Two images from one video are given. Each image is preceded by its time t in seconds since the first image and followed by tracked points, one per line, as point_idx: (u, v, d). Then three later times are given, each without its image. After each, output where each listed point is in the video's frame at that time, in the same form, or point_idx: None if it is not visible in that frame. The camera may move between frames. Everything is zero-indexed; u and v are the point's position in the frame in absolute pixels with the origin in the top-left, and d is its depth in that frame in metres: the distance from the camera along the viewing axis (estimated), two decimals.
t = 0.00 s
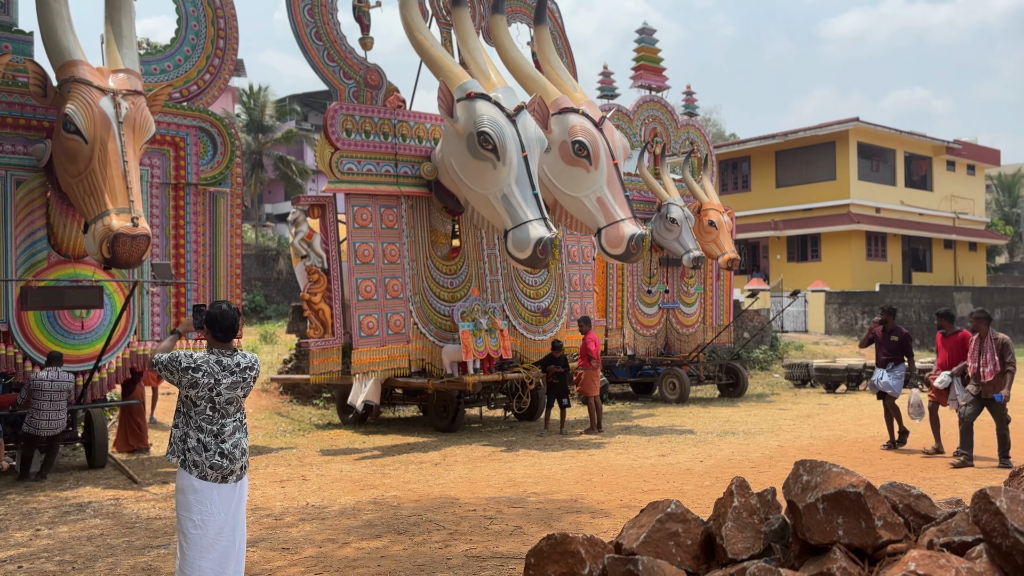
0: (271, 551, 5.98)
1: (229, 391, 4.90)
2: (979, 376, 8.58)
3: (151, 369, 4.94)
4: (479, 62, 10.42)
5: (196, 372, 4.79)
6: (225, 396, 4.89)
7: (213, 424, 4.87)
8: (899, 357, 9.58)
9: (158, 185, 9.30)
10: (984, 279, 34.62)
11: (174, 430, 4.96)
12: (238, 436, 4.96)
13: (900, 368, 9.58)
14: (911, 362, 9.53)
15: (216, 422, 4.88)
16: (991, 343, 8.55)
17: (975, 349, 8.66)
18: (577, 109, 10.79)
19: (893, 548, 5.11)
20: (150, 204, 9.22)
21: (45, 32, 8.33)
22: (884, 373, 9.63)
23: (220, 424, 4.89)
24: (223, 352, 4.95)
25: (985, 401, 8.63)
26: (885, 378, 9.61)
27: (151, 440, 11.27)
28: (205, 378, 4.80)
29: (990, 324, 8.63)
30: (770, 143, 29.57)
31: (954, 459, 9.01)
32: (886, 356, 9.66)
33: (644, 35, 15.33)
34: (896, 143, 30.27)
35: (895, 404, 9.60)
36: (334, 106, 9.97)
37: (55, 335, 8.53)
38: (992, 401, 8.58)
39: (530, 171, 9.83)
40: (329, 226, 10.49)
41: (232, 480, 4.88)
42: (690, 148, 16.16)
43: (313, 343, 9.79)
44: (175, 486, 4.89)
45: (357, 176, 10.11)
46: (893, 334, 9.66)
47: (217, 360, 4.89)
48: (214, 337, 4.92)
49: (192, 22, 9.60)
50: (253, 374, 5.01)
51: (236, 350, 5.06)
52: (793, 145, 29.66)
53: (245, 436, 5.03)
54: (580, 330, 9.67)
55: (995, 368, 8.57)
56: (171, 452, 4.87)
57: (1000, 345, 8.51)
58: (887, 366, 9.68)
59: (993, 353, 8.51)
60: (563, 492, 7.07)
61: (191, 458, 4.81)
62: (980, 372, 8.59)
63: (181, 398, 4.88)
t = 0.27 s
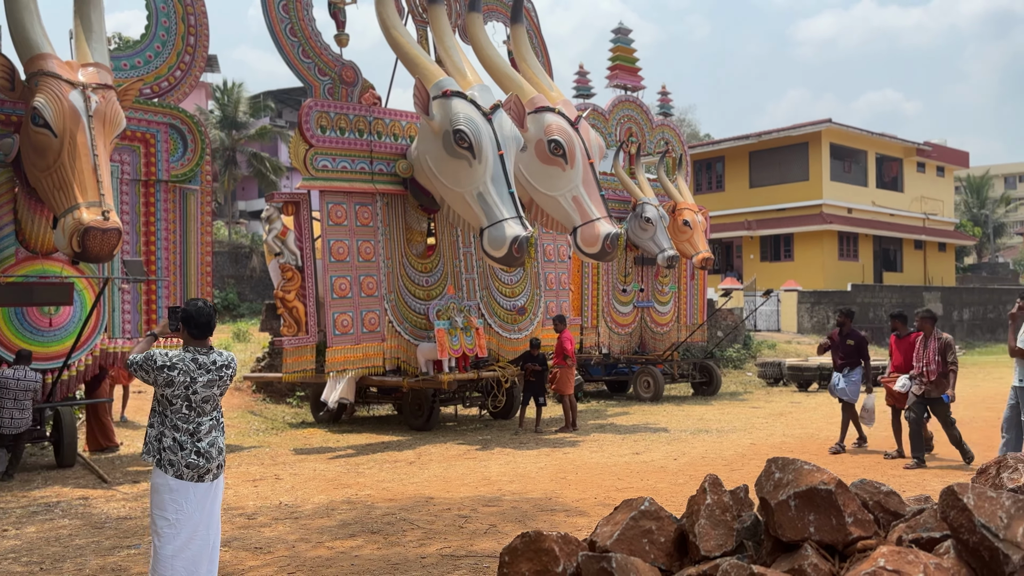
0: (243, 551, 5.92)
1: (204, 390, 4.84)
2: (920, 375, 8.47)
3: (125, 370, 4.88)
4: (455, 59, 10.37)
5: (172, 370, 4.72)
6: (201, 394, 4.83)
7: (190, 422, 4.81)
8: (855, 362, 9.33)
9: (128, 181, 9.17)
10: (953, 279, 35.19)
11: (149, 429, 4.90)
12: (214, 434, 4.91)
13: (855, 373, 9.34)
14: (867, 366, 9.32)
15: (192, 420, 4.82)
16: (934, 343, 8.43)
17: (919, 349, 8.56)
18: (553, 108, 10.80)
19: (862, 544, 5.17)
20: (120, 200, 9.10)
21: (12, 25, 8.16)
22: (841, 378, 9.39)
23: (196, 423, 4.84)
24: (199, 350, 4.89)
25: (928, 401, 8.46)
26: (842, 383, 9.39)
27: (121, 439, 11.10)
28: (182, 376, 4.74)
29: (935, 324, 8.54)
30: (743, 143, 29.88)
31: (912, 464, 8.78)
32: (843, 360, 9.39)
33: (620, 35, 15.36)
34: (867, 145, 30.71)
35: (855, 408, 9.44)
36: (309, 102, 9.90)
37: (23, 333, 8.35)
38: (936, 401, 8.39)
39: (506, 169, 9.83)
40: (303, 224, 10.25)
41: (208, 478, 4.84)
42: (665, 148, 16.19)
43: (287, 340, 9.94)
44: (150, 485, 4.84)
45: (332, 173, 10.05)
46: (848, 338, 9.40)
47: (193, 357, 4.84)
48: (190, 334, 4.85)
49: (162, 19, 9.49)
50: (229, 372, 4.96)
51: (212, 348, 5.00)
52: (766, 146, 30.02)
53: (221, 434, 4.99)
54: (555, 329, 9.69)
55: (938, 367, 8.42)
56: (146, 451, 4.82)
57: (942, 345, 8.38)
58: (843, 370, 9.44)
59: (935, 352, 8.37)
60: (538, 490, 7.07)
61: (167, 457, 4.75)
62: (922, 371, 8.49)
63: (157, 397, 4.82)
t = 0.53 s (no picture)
0: (209, 553, 5.86)
1: (174, 389, 4.79)
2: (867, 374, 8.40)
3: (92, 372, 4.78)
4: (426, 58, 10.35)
5: (140, 369, 4.66)
6: (170, 394, 4.77)
7: (158, 423, 4.76)
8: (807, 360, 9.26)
9: (94, 178, 9.06)
10: (918, 281, 35.83)
11: (115, 430, 4.83)
12: (184, 435, 4.86)
13: (808, 371, 9.25)
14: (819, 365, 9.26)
15: (160, 421, 4.76)
16: (882, 341, 8.38)
17: (867, 348, 8.50)
18: (524, 108, 10.81)
19: (825, 542, 5.19)
20: (85, 197, 8.98)
21: None
22: (792, 376, 9.31)
23: (165, 423, 4.78)
24: (168, 350, 4.83)
25: (876, 400, 8.38)
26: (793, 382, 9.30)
27: (86, 440, 10.93)
28: (150, 375, 4.68)
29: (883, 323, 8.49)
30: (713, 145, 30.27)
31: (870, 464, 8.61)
32: (794, 358, 9.32)
33: (592, 36, 15.39)
34: (834, 148, 31.11)
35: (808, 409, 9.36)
36: (277, 100, 9.83)
37: None
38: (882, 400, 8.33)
39: (476, 169, 9.84)
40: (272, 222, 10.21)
41: (177, 480, 4.79)
42: (636, 149, 16.40)
43: (256, 340, 9.80)
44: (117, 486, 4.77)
45: (301, 171, 9.95)
46: (801, 336, 9.33)
47: (161, 357, 4.78)
48: (159, 333, 4.79)
49: (129, 14, 9.38)
50: (198, 372, 4.92)
51: (181, 348, 4.96)
52: (735, 147, 30.45)
53: (190, 435, 4.93)
54: (526, 329, 9.72)
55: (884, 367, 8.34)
56: (113, 453, 4.74)
57: (891, 342, 8.34)
58: (795, 368, 9.35)
59: (882, 350, 8.32)
60: (506, 489, 7.07)
61: (135, 457, 4.70)
62: (869, 369, 8.44)
63: (124, 397, 4.74)
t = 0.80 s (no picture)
0: (168, 557, 5.76)
1: (136, 391, 4.70)
2: (817, 381, 8.28)
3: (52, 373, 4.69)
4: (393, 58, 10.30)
5: (102, 370, 4.59)
6: (132, 396, 4.69)
7: (120, 425, 4.67)
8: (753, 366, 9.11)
9: (54, 176, 8.84)
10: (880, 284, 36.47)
11: (75, 433, 4.73)
12: (145, 438, 4.78)
13: (755, 377, 9.12)
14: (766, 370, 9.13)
15: (122, 423, 4.67)
16: (831, 348, 8.28)
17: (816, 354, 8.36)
18: (492, 110, 10.80)
19: (786, 543, 5.19)
20: (45, 195, 8.78)
21: None
22: (738, 382, 9.17)
23: (127, 425, 4.70)
24: (131, 350, 4.75)
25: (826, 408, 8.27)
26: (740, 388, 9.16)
27: (43, 442, 10.71)
28: (112, 376, 4.60)
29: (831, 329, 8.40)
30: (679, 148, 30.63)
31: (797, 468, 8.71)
32: (740, 365, 9.17)
33: (559, 39, 15.44)
34: (799, 152, 31.56)
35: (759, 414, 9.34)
36: (242, 99, 9.75)
37: None
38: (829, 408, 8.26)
39: (444, 170, 9.80)
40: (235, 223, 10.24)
41: (137, 483, 4.70)
42: (603, 152, 16.31)
43: (218, 342, 9.79)
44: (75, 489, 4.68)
45: (266, 170, 9.86)
46: (745, 341, 9.20)
47: (124, 358, 4.69)
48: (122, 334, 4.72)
49: (93, 7, 9.20)
50: (161, 374, 4.84)
51: (143, 349, 4.87)
52: (700, 151, 30.79)
53: (152, 437, 4.85)
54: (494, 331, 9.66)
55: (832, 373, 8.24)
56: (72, 456, 4.65)
57: (840, 349, 8.28)
58: (742, 374, 9.20)
59: (832, 357, 8.23)
60: (473, 492, 7.04)
61: (94, 461, 4.60)
62: (818, 377, 8.31)
63: (84, 399, 4.66)
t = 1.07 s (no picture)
0: (121, 564, 5.64)
1: (88, 395, 4.60)
2: (761, 383, 8.08)
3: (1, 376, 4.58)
4: (355, 59, 10.24)
5: (52, 374, 4.48)
6: (84, 400, 4.59)
7: (69, 431, 4.56)
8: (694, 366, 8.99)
9: (6, 174, 8.65)
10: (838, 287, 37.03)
11: (23, 437, 4.62)
12: (96, 443, 4.68)
13: (694, 377, 8.95)
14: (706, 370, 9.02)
15: (72, 428, 4.57)
16: (775, 348, 8.11)
17: (761, 355, 8.17)
18: (455, 112, 10.78)
19: (742, 546, 5.17)
20: None
21: None
22: (678, 381, 8.97)
23: (77, 431, 4.59)
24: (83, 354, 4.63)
25: (769, 411, 8.11)
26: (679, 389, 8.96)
27: None
28: (63, 380, 4.50)
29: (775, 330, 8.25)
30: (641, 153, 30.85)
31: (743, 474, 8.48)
32: (682, 365, 9.01)
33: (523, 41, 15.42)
34: (758, 157, 31.87)
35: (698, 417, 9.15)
36: (202, 98, 9.68)
37: None
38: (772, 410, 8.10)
39: (406, 171, 9.79)
40: (194, 223, 10.09)
41: (87, 490, 4.59)
42: (565, 156, 16.45)
43: (174, 344, 9.64)
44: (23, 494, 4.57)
45: (226, 171, 9.80)
46: (687, 341, 9.07)
47: (76, 361, 4.58)
48: (73, 337, 4.60)
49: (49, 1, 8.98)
50: (115, 377, 4.74)
51: (96, 352, 4.77)
52: (662, 155, 31.12)
53: (104, 442, 4.76)
54: (456, 334, 9.67)
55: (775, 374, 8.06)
56: (19, 461, 4.53)
57: (784, 349, 8.12)
58: (683, 375, 9.02)
59: (777, 358, 8.05)
60: (433, 496, 7.00)
61: (42, 467, 4.49)
62: (762, 378, 8.11)
63: (33, 402, 4.54)
